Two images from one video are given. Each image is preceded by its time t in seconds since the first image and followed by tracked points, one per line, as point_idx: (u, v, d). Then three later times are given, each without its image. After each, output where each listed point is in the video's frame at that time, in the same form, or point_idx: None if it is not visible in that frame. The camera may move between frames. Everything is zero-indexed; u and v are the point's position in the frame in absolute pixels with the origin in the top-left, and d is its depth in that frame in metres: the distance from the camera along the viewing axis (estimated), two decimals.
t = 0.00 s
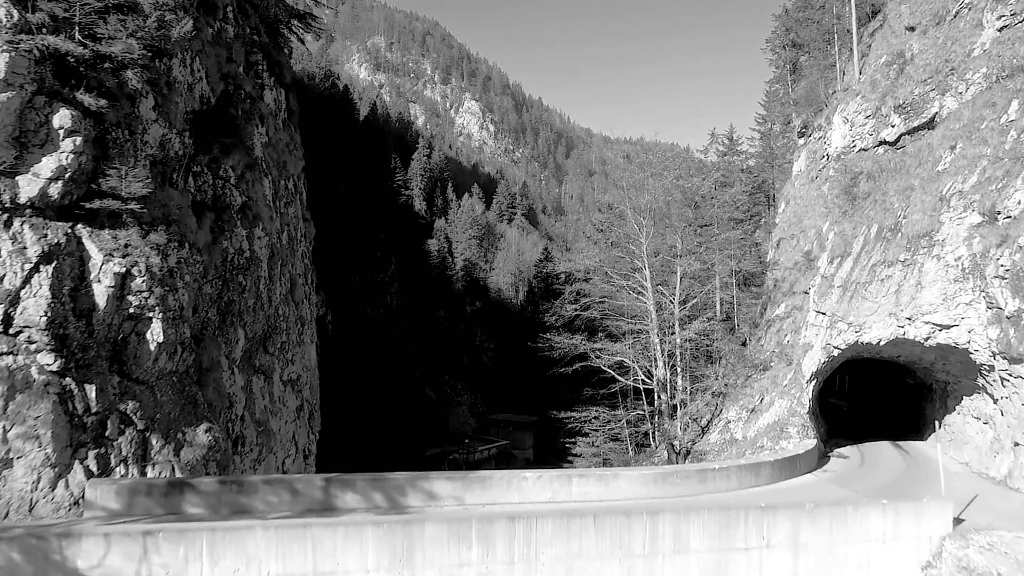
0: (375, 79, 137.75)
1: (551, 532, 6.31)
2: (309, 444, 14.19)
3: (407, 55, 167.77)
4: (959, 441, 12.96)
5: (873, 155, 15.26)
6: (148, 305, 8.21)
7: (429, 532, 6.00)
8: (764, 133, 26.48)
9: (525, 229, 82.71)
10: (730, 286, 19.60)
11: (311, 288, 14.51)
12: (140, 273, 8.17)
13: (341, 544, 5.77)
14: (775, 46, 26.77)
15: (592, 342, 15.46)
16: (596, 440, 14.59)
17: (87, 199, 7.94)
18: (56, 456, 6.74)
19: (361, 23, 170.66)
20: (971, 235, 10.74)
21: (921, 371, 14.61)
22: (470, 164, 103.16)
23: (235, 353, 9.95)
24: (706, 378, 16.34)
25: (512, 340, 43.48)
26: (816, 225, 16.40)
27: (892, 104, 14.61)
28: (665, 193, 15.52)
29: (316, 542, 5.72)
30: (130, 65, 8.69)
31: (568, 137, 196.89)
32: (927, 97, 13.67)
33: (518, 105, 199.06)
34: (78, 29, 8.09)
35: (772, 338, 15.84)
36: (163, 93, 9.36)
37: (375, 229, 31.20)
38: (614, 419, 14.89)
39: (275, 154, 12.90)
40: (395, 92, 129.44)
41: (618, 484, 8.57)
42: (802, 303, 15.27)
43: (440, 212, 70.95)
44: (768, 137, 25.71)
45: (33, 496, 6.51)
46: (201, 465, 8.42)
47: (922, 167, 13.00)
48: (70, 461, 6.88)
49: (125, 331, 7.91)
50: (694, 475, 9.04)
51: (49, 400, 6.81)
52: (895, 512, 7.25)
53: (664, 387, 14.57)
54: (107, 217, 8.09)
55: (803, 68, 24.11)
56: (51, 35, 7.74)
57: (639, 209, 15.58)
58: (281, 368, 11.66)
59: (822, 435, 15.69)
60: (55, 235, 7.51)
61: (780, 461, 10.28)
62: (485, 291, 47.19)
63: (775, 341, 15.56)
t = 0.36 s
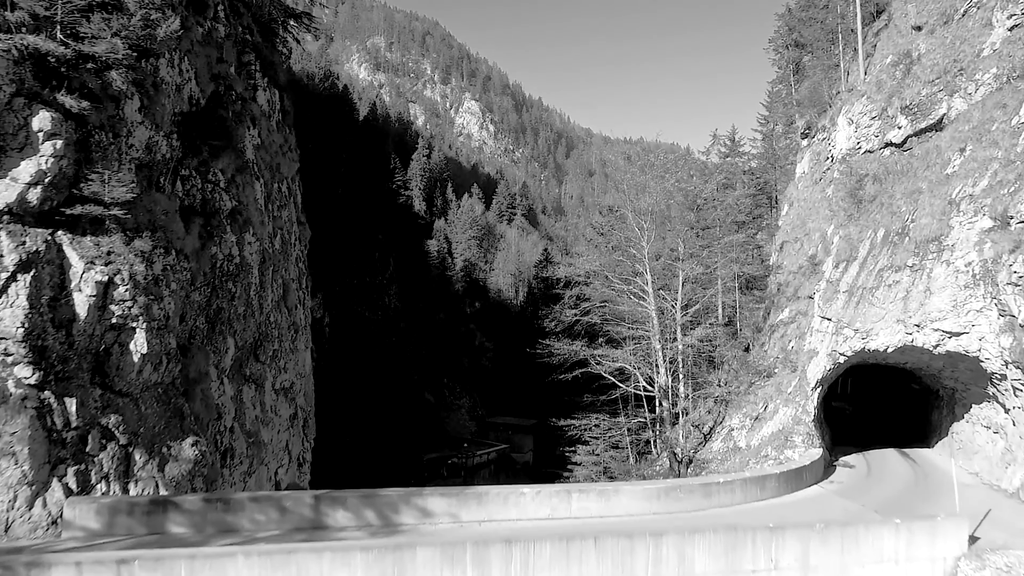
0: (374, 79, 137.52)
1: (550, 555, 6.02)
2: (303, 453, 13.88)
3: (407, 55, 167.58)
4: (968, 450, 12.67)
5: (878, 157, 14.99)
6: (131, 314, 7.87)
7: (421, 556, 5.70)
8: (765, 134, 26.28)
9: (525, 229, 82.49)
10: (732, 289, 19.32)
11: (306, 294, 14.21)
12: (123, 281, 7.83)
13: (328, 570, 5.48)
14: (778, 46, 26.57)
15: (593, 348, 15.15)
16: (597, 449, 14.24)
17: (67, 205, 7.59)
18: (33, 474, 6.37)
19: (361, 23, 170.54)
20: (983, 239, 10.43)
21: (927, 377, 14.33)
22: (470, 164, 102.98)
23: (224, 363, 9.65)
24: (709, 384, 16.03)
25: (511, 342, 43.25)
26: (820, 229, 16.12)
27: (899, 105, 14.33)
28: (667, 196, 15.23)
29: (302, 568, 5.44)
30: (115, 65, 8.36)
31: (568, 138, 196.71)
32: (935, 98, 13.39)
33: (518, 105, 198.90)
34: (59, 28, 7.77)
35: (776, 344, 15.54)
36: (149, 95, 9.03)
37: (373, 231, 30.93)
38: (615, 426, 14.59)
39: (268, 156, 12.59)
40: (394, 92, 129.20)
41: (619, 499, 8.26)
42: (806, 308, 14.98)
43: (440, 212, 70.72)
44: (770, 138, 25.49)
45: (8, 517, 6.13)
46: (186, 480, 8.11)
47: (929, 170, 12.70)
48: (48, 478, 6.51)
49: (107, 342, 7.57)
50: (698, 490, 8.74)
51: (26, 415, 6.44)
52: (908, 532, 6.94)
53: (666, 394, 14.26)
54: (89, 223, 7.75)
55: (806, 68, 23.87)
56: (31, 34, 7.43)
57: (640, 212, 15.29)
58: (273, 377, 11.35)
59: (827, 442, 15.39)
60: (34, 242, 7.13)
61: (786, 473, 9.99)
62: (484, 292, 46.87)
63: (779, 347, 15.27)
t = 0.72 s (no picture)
0: (374, 80, 137.50)
1: None
2: (297, 462, 13.59)
3: (408, 55, 167.52)
4: (978, 460, 12.37)
5: (885, 159, 14.72)
6: (113, 325, 7.51)
7: None
8: (768, 134, 26.06)
9: (525, 229, 82.29)
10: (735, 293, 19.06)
11: (300, 299, 13.93)
12: (104, 291, 7.48)
13: None
14: (781, 46, 26.37)
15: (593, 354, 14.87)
16: (596, 458, 13.97)
17: (46, 212, 7.24)
18: (7, 494, 6.02)
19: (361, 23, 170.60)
20: (994, 245, 10.10)
21: (934, 384, 14.06)
22: (470, 164, 102.90)
23: (212, 373, 9.36)
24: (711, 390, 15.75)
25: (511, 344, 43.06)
26: (825, 232, 15.86)
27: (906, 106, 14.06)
28: (669, 199, 14.95)
29: None
30: (97, 66, 8.01)
31: (568, 138, 196.59)
32: (943, 99, 13.11)
33: (518, 105, 199.03)
34: (39, 27, 7.40)
35: (780, 350, 15.27)
36: (135, 96, 8.69)
37: (372, 233, 30.69)
38: (615, 434, 14.32)
39: (260, 159, 12.31)
40: (394, 92, 129.10)
41: (621, 515, 7.97)
42: (810, 313, 14.69)
43: (440, 213, 70.57)
44: (772, 140, 25.30)
45: None
46: (170, 497, 7.79)
47: (938, 173, 12.39)
48: (23, 498, 6.16)
49: (88, 354, 7.21)
50: (702, 505, 8.45)
51: None
52: (923, 554, 6.61)
53: (668, 402, 13.95)
54: (70, 230, 7.39)
55: (810, 69, 23.64)
56: (7, 33, 7.07)
57: (641, 216, 15.02)
58: (264, 387, 11.05)
59: (832, 450, 15.10)
60: (11, 251, 6.76)
61: (792, 486, 9.69)
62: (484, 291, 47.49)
63: (784, 353, 14.99)
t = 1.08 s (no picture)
0: (374, 80, 137.38)
1: None
2: (290, 471, 13.26)
3: (407, 55, 167.44)
4: (988, 470, 12.08)
5: (891, 162, 14.43)
6: (93, 337, 7.12)
7: None
8: (770, 136, 25.98)
9: (525, 230, 82.11)
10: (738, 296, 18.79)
11: (293, 305, 13.65)
12: (84, 301, 7.10)
13: None
14: (784, 46, 26.22)
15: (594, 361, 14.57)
16: (597, 467, 13.67)
17: (23, 219, 6.79)
18: None
19: (361, 24, 170.49)
20: (1007, 251, 9.72)
21: (941, 391, 13.78)
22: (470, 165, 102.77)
23: (200, 384, 9.05)
24: (714, 397, 15.46)
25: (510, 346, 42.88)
26: (830, 236, 15.58)
27: (913, 107, 13.77)
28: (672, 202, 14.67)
29: None
30: (79, 66, 7.63)
31: (568, 138, 196.43)
32: (952, 100, 12.79)
33: (518, 105, 198.94)
34: (16, 26, 7.00)
35: (784, 356, 14.98)
36: (119, 98, 8.32)
37: (370, 234, 30.43)
38: (616, 442, 14.03)
39: (252, 162, 12.00)
40: (394, 92, 128.98)
41: (621, 534, 7.66)
42: (815, 319, 14.39)
43: (439, 214, 70.45)
44: (774, 141, 25.27)
45: None
46: (154, 516, 7.43)
47: (947, 176, 12.06)
48: None
49: (67, 367, 6.79)
50: (707, 522, 8.16)
51: None
52: None
53: (670, 409, 13.65)
54: (48, 237, 6.98)
55: (813, 69, 23.43)
56: None
57: (642, 219, 14.73)
58: (255, 397, 10.74)
59: (837, 459, 14.81)
60: None
61: (799, 501, 9.39)
62: (483, 292, 47.98)
63: (788, 360, 14.69)
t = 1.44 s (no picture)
0: (374, 80, 137.36)
1: None
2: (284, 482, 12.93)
3: (408, 55, 167.43)
4: (999, 481, 11.76)
5: (898, 164, 14.12)
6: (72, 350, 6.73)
7: None
8: (772, 136, 26.27)
9: (525, 231, 81.88)
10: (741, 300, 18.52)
11: (287, 311, 13.34)
12: (62, 312, 6.70)
13: None
14: (788, 46, 26.13)
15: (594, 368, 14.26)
16: (597, 477, 13.37)
17: None
18: None
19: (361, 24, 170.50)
20: (1019, 259, 9.25)
21: (949, 399, 13.48)
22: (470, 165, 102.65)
23: (186, 397, 8.74)
24: (718, 404, 15.16)
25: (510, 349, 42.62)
26: (835, 240, 15.30)
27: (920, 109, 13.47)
28: (674, 205, 14.37)
29: None
30: (59, 67, 7.30)
31: (568, 137, 196.23)
32: (961, 102, 12.42)
33: (518, 105, 198.95)
34: None
35: (789, 363, 14.65)
36: (101, 100, 7.94)
37: (367, 236, 30.11)
38: (617, 452, 13.74)
39: (243, 165, 11.68)
40: (394, 92, 128.92)
41: (625, 556, 7.20)
42: (821, 325, 14.08)
43: (439, 214, 70.33)
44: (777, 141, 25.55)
45: None
46: (135, 537, 7.07)
47: (957, 179, 11.70)
48: None
49: (45, 382, 6.37)
50: (711, 541, 7.84)
51: None
52: None
53: (672, 418, 13.35)
54: (25, 245, 6.58)
55: (817, 70, 23.21)
56: None
57: (642, 223, 14.45)
58: (245, 408, 10.43)
59: (842, 468, 14.51)
60: None
61: (806, 517, 9.09)
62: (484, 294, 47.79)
63: (793, 367, 14.38)
